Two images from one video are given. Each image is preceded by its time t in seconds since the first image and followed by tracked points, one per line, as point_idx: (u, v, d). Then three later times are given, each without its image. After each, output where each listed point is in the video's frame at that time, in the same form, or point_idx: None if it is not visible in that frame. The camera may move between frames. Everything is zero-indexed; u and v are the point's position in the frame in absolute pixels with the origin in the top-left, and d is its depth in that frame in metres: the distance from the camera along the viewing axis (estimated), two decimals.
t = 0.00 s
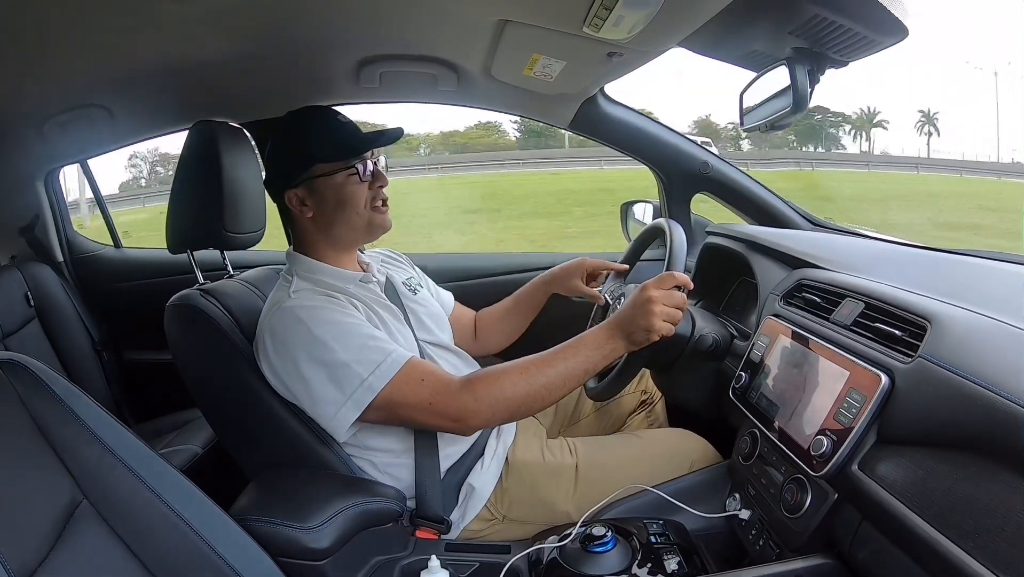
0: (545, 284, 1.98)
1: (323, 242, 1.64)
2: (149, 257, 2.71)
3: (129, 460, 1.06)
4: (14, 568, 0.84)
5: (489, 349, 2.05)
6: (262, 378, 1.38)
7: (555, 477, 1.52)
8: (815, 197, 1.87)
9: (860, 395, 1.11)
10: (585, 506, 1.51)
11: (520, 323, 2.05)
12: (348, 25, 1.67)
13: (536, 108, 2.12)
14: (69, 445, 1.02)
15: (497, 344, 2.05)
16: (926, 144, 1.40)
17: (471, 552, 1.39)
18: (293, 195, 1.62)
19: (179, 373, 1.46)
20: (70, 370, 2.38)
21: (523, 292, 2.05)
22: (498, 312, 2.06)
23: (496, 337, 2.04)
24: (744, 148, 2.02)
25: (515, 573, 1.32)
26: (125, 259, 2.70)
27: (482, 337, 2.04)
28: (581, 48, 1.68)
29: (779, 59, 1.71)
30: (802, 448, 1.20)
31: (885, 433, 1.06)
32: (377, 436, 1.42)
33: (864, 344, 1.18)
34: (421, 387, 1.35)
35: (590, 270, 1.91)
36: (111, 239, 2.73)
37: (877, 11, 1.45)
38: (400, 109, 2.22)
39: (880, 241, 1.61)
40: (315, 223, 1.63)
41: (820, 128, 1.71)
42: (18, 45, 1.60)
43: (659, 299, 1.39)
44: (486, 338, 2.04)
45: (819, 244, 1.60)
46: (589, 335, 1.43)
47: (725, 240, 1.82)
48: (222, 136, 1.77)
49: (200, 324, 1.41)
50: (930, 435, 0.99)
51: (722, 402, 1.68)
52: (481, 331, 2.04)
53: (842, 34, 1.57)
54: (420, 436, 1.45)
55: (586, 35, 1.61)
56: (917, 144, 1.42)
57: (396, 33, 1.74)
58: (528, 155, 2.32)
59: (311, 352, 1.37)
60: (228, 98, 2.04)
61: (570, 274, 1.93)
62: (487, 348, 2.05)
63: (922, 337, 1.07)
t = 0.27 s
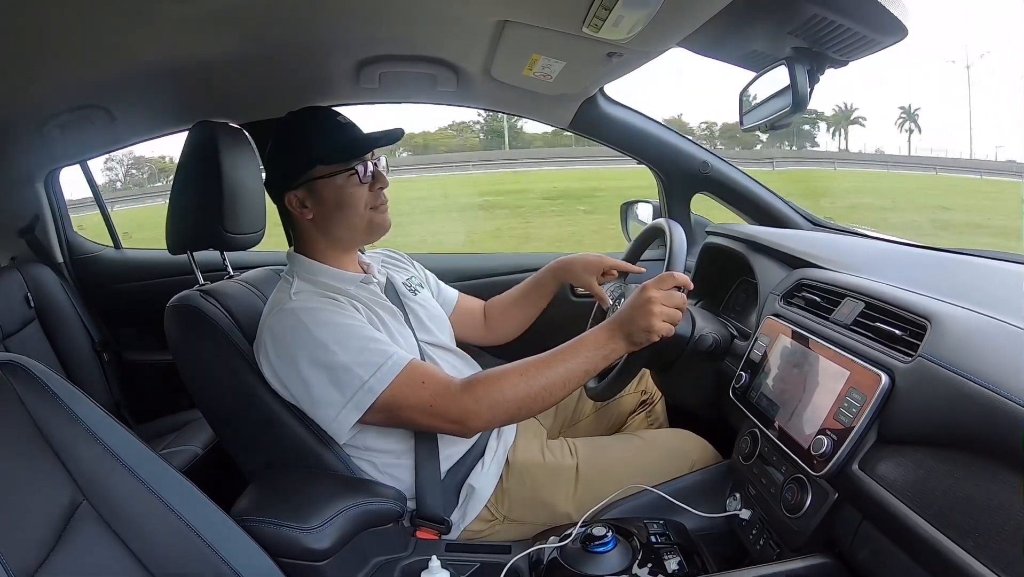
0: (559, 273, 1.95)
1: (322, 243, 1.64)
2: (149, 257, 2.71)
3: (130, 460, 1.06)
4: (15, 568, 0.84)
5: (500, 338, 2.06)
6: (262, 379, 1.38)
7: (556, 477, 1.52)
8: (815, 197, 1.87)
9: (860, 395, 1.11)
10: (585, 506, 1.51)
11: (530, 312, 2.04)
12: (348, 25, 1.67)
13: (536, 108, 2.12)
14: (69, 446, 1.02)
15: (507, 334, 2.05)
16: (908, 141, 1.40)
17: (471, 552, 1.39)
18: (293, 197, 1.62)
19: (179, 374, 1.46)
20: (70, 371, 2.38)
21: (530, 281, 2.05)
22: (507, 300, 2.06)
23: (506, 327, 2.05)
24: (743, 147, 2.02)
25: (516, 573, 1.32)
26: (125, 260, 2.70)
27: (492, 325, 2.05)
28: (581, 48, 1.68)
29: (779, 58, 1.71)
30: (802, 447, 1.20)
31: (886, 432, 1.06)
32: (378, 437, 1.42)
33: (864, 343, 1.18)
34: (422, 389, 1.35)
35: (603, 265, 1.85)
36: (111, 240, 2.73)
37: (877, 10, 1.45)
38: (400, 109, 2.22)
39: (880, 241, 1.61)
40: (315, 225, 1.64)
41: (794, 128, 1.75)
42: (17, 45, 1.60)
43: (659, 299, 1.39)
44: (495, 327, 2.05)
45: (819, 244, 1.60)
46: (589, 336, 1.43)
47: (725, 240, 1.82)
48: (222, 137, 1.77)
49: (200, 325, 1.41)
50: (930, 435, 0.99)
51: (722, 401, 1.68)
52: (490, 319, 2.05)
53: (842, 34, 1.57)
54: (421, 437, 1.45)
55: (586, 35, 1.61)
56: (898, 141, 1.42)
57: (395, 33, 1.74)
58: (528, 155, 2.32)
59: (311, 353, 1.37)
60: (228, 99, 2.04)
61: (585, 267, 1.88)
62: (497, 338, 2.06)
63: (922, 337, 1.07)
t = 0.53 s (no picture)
0: (564, 274, 1.94)
1: (322, 244, 1.64)
2: (149, 259, 2.71)
3: (130, 461, 1.06)
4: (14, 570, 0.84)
5: (502, 339, 2.06)
6: (262, 380, 1.38)
7: (556, 478, 1.52)
8: (815, 198, 1.87)
9: (860, 396, 1.11)
10: (585, 508, 1.51)
11: (535, 314, 2.04)
12: (348, 26, 1.68)
13: (536, 109, 2.13)
14: (69, 448, 1.02)
15: (510, 334, 2.05)
16: (887, 138, 1.51)
17: (471, 553, 1.38)
18: (292, 198, 1.62)
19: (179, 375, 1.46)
20: (70, 373, 2.38)
21: (533, 282, 2.05)
22: (510, 301, 2.06)
23: (509, 328, 2.05)
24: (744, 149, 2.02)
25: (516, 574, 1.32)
26: (125, 262, 2.70)
27: (495, 326, 2.05)
28: (581, 49, 1.69)
29: (779, 59, 1.71)
30: (803, 448, 1.20)
31: (886, 433, 1.06)
32: (378, 438, 1.42)
33: (864, 344, 1.18)
34: (422, 391, 1.35)
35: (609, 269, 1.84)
36: (111, 241, 2.73)
37: (877, 11, 1.45)
38: (400, 111, 2.23)
39: (880, 241, 1.61)
40: (315, 227, 1.64)
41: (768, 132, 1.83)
42: (17, 47, 1.60)
43: (658, 301, 1.39)
44: (498, 328, 2.04)
45: (819, 244, 1.60)
46: (589, 338, 1.43)
47: (725, 240, 1.82)
48: (222, 140, 1.77)
49: (200, 327, 1.41)
50: (930, 435, 0.99)
51: (722, 402, 1.68)
52: (492, 320, 2.05)
53: (842, 35, 1.57)
54: (421, 438, 1.45)
55: (586, 36, 1.61)
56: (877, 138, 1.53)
57: (395, 35, 1.74)
58: (528, 156, 2.32)
59: (311, 355, 1.37)
60: (229, 100, 2.04)
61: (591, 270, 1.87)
62: (500, 339, 2.06)
63: (922, 337, 1.07)
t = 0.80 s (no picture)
0: (564, 273, 1.94)
1: (325, 239, 1.64)
2: (150, 257, 2.72)
3: (131, 459, 1.06)
4: (15, 568, 0.84)
5: (501, 339, 2.06)
6: (263, 378, 1.38)
7: (556, 476, 1.52)
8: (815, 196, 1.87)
9: (860, 394, 1.11)
10: (585, 505, 1.51)
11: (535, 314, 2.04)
12: (349, 24, 1.67)
13: (537, 107, 2.13)
14: (69, 446, 1.02)
15: (509, 335, 2.05)
16: (866, 138, 1.57)
17: (472, 550, 1.39)
18: (295, 193, 1.62)
19: (180, 373, 1.46)
20: (70, 371, 2.38)
21: (531, 281, 2.06)
22: (509, 301, 2.05)
23: (509, 328, 2.05)
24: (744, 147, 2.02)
25: (516, 572, 1.32)
26: (125, 260, 2.70)
27: (494, 325, 2.04)
28: (582, 47, 1.69)
29: (780, 57, 1.71)
30: (803, 446, 1.20)
31: (886, 431, 1.06)
32: (378, 435, 1.43)
33: (864, 341, 1.18)
34: (423, 388, 1.35)
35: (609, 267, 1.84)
36: (111, 239, 2.73)
37: (878, 9, 1.45)
38: (400, 108, 2.23)
39: (880, 239, 1.61)
40: (318, 222, 1.64)
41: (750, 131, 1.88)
42: (17, 44, 1.60)
43: (659, 298, 1.39)
44: (497, 328, 2.04)
45: (819, 242, 1.60)
46: (590, 335, 1.43)
47: (726, 238, 1.82)
48: (222, 135, 1.77)
49: (201, 325, 1.41)
50: (930, 433, 0.99)
51: (722, 400, 1.69)
52: (491, 319, 2.05)
53: (843, 33, 1.57)
54: (421, 436, 1.45)
55: (587, 34, 1.61)
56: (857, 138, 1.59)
57: (395, 32, 1.74)
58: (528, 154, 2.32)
59: (312, 352, 1.37)
60: (229, 98, 2.04)
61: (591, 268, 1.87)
62: (499, 339, 2.05)
63: (922, 335, 1.07)
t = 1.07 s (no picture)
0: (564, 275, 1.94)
1: (326, 238, 1.64)
2: (150, 256, 2.71)
3: (131, 459, 1.06)
4: (15, 568, 0.84)
5: (501, 339, 2.05)
6: (263, 378, 1.38)
7: (556, 476, 1.52)
8: (816, 196, 1.87)
9: (860, 395, 1.11)
10: (585, 506, 1.51)
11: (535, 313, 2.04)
12: (349, 24, 1.67)
13: (537, 107, 2.12)
14: (70, 445, 1.02)
15: (508, 334, 2.04)
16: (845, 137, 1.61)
17: (471, 551, 1.39)
18: (295, 193, 1.62)
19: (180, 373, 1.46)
20: (70, 370, 2.38)
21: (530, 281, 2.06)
22: (508, 301, 2.05)
23: (510, 327, 2.04)
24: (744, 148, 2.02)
25: (516, 572, 1.32)
26: (126, 259, 2.70)
27: (495, 324, 2.04)
28: (582, 47, 1.68)
29: (780, 57, 1.71)
30: (803, 447, 1.20)
31: (886, 432, 1.06)
32: (378, 435, 1.43)
33: (864, 342, 1.18)
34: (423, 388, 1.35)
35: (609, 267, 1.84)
36: (111, 239, 2.72)
37: (879, 10, 1.45)
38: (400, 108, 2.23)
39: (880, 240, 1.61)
40: (319, 222, 1.63)
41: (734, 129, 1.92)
42: (17, 43, 1.60)
43: (659, 298, 1.39)
44: (498, 328, 2.04)
45: (819, 242, 1.60)
46: (591, 334, 1.43)
47: (726, 238, 1.82)
48: (222, 134, 1.78)
49: (200, 325, 1.41)
50: (930, 435, 0.99)
51: (722, 401, 1.69)
52: (491, 320, 2.05)
53: (844, 33, 1.57)
54: (421, 436, 1.45)
55: (587, 34, 1.60)
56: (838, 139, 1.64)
57: (396, 32, 1.74)
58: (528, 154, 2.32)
59: (312, 351, 1.37)
60: (229, 97, 2.04)
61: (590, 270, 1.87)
62: (501, 337, 2.05)
63: (922, 336, 1.07)
